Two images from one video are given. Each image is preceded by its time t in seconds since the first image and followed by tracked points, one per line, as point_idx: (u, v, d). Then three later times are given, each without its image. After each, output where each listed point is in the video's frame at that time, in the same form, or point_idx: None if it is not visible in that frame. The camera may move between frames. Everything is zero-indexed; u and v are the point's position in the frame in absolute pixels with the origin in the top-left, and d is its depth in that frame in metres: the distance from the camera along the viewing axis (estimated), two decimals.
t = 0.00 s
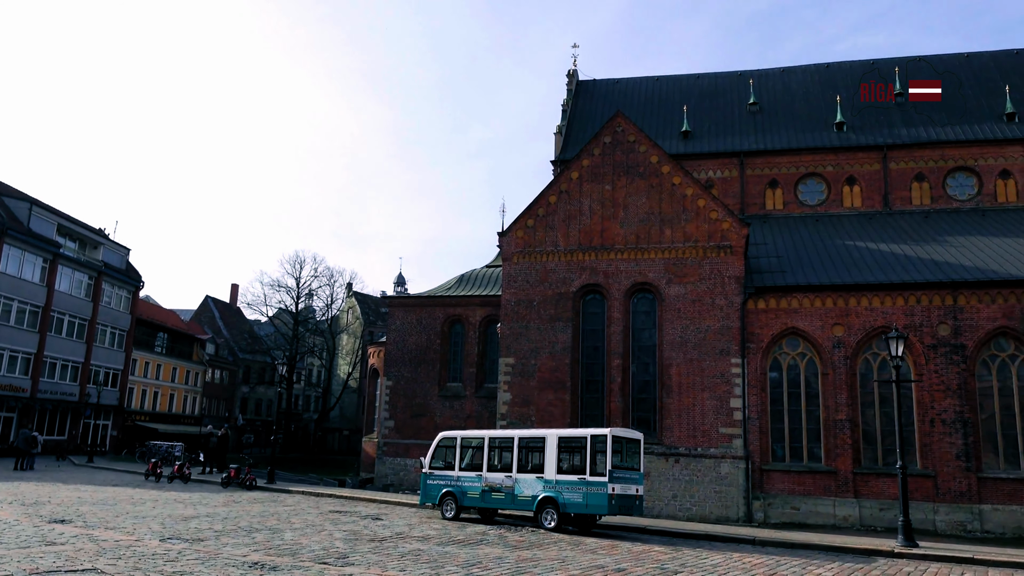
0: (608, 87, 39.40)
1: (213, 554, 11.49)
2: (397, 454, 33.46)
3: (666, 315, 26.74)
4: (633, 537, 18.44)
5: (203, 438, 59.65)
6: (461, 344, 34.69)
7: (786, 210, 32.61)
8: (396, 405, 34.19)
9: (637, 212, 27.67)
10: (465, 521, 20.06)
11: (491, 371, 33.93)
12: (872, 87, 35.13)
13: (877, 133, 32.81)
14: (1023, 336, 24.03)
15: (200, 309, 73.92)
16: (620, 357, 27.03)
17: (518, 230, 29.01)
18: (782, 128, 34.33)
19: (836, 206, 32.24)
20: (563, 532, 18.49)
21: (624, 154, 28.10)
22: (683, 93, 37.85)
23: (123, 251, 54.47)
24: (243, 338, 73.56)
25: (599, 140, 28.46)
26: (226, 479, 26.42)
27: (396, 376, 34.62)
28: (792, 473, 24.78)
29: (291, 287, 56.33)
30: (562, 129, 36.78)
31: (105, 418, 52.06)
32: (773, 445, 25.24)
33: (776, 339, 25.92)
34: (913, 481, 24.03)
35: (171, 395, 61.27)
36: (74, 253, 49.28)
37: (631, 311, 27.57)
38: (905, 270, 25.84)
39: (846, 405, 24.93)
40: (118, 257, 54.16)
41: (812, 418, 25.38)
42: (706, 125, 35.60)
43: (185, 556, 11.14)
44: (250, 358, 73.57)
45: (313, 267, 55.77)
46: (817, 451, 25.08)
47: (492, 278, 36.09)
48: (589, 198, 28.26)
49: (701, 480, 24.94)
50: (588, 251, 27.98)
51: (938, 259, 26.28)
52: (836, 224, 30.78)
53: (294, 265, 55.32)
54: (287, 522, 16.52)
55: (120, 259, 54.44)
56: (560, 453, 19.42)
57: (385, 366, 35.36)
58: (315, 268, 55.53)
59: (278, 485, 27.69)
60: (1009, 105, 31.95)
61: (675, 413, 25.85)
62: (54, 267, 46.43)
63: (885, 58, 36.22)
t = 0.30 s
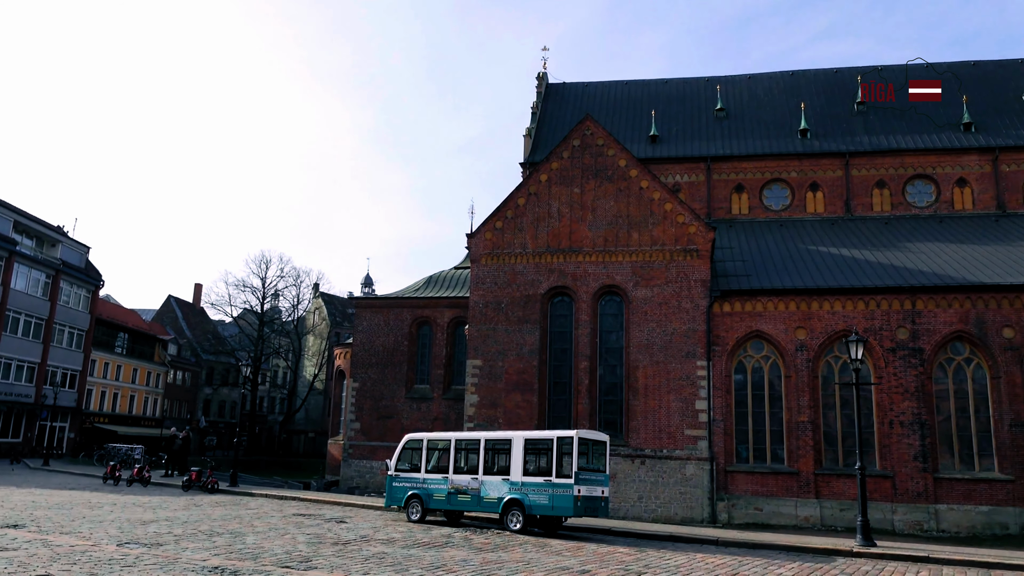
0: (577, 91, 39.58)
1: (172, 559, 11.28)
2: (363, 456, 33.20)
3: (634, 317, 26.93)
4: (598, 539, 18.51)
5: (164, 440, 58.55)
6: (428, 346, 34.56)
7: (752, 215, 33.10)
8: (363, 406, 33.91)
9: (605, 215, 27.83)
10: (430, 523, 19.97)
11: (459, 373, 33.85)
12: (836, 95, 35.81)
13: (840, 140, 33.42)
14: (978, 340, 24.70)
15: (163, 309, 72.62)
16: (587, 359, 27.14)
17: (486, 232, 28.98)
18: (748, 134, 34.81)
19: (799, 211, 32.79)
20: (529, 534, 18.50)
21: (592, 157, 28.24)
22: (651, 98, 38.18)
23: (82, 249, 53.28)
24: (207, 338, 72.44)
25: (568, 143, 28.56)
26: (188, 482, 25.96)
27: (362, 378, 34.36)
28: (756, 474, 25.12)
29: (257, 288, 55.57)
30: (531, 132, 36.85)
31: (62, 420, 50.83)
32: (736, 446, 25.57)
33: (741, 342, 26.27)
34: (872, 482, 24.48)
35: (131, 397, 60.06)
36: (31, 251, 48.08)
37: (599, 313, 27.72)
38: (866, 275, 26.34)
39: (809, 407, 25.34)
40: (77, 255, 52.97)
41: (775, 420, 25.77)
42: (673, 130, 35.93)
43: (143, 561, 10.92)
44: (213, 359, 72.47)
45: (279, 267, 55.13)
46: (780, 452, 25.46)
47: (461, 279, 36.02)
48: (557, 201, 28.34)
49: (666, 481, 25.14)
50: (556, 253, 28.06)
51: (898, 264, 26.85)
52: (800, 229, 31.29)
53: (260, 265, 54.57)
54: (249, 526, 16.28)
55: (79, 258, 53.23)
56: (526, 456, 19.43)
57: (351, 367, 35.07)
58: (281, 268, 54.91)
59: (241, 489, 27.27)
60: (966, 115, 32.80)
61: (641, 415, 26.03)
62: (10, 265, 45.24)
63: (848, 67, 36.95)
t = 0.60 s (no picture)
0: (547, 95, 39.76)
1: (130, 564, 11.09)
2: (329, 459, 32.92)
3: (601, 321, 27.10)
4: (563, 542, 18.58)
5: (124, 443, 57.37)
6: (396, 349, 34.39)
7: (718, 220, 33.55)
8: (329, 409, 33.61)
9: (574, 219, 27.96)
10: (396, 527, 19.89)
11: (427, 376, 33.76)
12: (801, 104, 36.46)
13: (805, 148, 34.02)
14: (935, 345, 25.32)
15: (124, 309, 71.21)
16: (555, 363, 27.24)
17: (456, 234, 28.93)
18: (715, 141, 35.26)
19: (765, 218, 33.31)
20: (495, 537, 18.51)
21: (562, 161, 28.36)
22: (620, 103, 38.50)
23: (41, 247, 52.06)
24: (170, 339, 71.21)
25: (538, 147, 28.64)
26: (148, 485, 25.47)
27: (329, 380, 34.05)
28: (720, 477, 25.42)
29: (222, 288, 54.71)
30: (501, 135, 36.90)
31: (18, 422, 49.52)
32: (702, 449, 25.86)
33: (706, 347, 26.58)
34: (833, 484, 24.91)
35: (90, 399, 58.75)
36: None
37: (567, 316, 27.85)
38: (829, 281, 26.81)
39: (772, 411, 25.71)
40: (36, 253, 51.75)
41: (739, 423, 26.11)
42: (642, 135, 36.25)
43: (100, 567, 10.72)
44: (176, 360, 71.25)
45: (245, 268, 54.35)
46: (744, 455, 25.81)
47: (430, 281, 35.92)
48: (527, 204, 28.41)
49: (631, 484, 25.32)
50: (525, 257, 28.12)
51: (859, 270, 27.38)
52: (765, 235, 31.78)
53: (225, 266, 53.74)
54: (211, 530, 16.06)
55: (38, 256, 52.02)
56: (492, 459, 19.43)
57: (317, 369, 34.74)
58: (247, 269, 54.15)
59: (203, 492, 26.84)
60: (926, 126, 33.63)
61: (608, 418, 26.19)
62: None
63: (813, 77, 37.64)
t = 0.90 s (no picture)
0: (519, 98, 39.82)
1: (87, 569, 10.83)
2: (295, 462, 32.56)
3: (570, 324, 27.20)
4: (530, 545, 18.59)
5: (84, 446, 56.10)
6: (364, 351, 34.13)
7: (686, 225, 33.90)
8: (295, 411, 33.22)
9: (544, 222, 28.03)
10: (361, 530, 19.72)
11: (395, 378, 33.57)
12: (768, 112, 37.01)
13: (772, 155, 34.51)
14: (896, 350, 25.85)
15: (85, 308, 69.69)
16: (524, 366, 27.26)
17: (425, 236, 28.80)
18: (684, 146, 35.62)
19: (732, 223, 33.73)
20: (461, 540, 18.45)
21: (532, 164, 28.41)
22: (591, 107, 38.70)
23: None
24: (132, 340, 69.86)
25: (508, 150, 28.64)
26: (107, 489, 24.92)
27: (295, 382, 33.65)
28: (687, 480, 25.63)
29: (186, 288, 53.80)
30: (472, 137, 36.88)
31: None
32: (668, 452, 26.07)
33: (674, 351, 26.81)
34: (796, 487, 25.26)
35: (49, 400, 57.34)
36: None
37: (536, 319, 27.89)
38: (794, 286, 27.21)
39: (738, 414, 26.03)
40: None
41: (706, 426, 26.37)
42: (612, 140, 36.47)
43: (54, 572, 10.45)
44: (138, 361, 69.92)
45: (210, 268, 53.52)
46: (710, 458, 26.07)
47: (399, 283, 35.73)
48: (497, 207, 28.38)
49: (599, 486, 25.41)
50: (495, 259, 28.11)
51: (823, 276, 27.84)
52: (732, 240, 32.18)
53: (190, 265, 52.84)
54: (171, 534, 15.75)
55: None
56: (459, 462, 19.37)
57: (283, 371, 34.32)
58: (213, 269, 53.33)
59: (165, 496, 26.34)
60: (888, 135, 34.34)
61: (576, 421, 26.27)
62: None
63: (780, 85, 38.24)
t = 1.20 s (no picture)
0: (490, 100, 39.82)
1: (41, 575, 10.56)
2: (260, 465, 32.15)
3: (540, 327, 27.24)
4: (497, 547, 18.55)
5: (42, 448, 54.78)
6: (332, 352, 33.82)
7: (656, 229, 34.18)
8: (261, 413, 32.78)
9: (515, 224, 28.04)
10: (327, 533, 19.51)
11: (364, 380, 33.32)
12: (737, 118, 37.47)
13: (740, 161, 34.94)
14: (859, 354, 26.32)
15: (44, 308, 68.07)
16: (493, 368, 27.23)
17: (395, 237, 28.62)
18: (655, 150, 35.91)
19: (701, 228, 34.09)
20: (427, 543, 18.36)
21: (503, 166, 28.41)
22: (562, 111, 38.83)
23: None
24: (93, 340, 68.41)
25: (479, 152, 28.59)
26: (65, 492, 24.33)
27: (262, 384, 33.20)
28: (654, 482, 25.81)
29: (150, 287, 52.83)
30: (443, 139, 36.78)
31: None
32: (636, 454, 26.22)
33: (642, 354, 26.98)
34: (762, 489, 25.56)
35: (6, 401, 55.88)
36: None
37: (506, 322, 27.88)
38: (760, 291, 27.56)
39: (705, 417, 26.28)
40: None
41: (673, 429, 26.57)
42: (583, 143, 36.63)
43: None
44: (100, 362, 68.47)
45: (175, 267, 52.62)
46: (677, 460, 26.27)
47: (368, 284, 35.48)
48: (467, 209, 28.31)
49: (567, 489, 25.46)
50: (465, 261, 28.04)
51: (789, 281, 28.23)
52: (701, 244, 32.52)
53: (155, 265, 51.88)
54: (131, 539, 15.43)
55: None
56: (427, 465, 19.27)
57: (249, 372, 33.85)
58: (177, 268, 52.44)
59: (125, 499, 25.81)
60: (853, 143, 34.96)
61: (545, 423, 26.30)
62: None
63: (749, 92, 38.74)
